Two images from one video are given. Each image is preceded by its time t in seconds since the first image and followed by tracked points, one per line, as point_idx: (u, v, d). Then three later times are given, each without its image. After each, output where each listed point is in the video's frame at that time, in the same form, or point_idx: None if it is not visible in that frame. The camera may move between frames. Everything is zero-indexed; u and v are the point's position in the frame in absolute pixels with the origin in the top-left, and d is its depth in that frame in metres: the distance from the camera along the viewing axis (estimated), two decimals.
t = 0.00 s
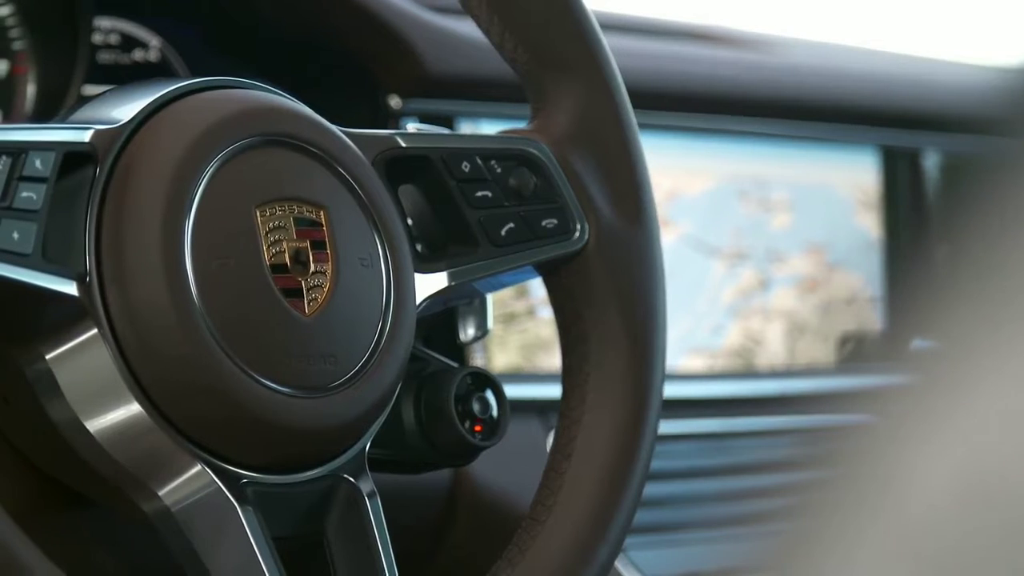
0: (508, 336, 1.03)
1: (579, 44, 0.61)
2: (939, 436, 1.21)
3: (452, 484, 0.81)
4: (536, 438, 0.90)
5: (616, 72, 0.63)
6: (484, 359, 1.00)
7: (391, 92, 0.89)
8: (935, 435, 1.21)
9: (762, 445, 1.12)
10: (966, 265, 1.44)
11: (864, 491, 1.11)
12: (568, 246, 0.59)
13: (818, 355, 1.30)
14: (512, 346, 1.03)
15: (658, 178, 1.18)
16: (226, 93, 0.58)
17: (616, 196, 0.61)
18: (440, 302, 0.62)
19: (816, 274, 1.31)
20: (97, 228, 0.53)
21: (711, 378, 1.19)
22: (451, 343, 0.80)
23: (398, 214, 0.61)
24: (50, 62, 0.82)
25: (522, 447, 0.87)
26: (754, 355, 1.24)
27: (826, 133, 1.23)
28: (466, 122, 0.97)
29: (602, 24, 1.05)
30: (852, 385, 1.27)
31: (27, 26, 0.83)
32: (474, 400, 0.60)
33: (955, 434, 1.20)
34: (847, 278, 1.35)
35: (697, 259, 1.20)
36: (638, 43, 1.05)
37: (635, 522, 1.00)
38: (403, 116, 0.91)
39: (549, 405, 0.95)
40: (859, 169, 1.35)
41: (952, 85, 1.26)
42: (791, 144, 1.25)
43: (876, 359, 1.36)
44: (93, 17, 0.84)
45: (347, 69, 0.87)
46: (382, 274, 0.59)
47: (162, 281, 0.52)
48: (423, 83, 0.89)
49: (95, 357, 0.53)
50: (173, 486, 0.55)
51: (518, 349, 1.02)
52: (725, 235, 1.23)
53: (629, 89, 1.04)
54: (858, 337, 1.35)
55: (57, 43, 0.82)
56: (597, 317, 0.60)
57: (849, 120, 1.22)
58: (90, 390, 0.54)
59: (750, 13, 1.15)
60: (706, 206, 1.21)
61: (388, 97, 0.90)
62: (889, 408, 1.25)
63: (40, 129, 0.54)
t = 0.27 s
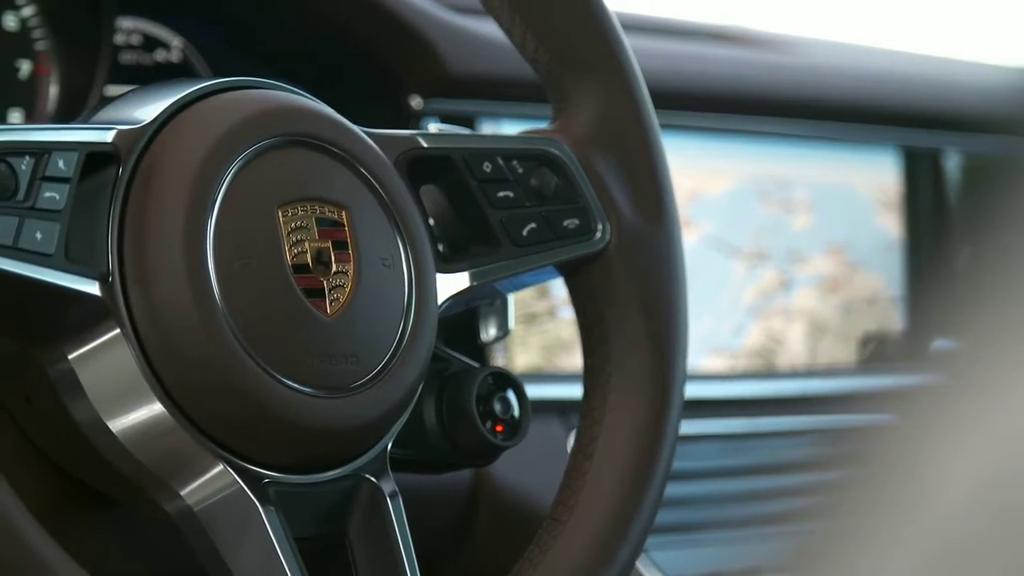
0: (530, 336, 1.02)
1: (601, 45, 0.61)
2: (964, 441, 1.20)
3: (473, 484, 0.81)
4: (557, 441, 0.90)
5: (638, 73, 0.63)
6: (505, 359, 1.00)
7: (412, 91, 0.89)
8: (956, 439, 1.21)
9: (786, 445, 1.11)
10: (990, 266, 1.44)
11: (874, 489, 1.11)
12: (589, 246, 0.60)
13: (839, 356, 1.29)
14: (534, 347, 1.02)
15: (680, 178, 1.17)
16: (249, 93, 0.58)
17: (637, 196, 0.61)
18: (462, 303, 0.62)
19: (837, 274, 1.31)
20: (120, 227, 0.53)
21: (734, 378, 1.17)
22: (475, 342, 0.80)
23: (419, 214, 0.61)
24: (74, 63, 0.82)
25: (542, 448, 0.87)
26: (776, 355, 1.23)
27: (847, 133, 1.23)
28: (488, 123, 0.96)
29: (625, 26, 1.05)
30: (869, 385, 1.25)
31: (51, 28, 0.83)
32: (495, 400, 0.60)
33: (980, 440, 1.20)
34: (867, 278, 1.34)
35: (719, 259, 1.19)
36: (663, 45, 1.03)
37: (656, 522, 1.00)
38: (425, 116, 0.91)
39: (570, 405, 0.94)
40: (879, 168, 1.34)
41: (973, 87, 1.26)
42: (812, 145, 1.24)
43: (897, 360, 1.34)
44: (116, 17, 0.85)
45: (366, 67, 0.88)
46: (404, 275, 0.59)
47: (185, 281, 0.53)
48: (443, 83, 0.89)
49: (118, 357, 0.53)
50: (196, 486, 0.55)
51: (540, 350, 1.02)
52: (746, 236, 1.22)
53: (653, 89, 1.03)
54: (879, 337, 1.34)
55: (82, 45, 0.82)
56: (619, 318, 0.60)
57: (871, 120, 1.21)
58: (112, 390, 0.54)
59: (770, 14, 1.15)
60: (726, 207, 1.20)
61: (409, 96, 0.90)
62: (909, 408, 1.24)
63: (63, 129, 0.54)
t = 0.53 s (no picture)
0: (549, 337, 1.02)
1: (621, 45, 0.61)
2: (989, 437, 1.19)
3: (494, 486, 0.81)
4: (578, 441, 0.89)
5: (658, 73, 0.63)
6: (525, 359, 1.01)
7: (432, 91, 0.89)
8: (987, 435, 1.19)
9: (804, 444, 1.12)
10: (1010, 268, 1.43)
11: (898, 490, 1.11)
12: (609, 246, 0.60)
13: (858, 355, 1.29)
14: (553, 347, 1.02)
15: (700, 179, 1.17)
16: (270, 93, 0.58)
17: (657, 196, 0.61)
18: (482, 303, 0.62)
19: (857, 275, 1.30)
20: (140, 227, 0.53)
21: (754, 379, 1.18)
22: (495, 344, 0.80)
23: (439, 214, 0.62)
24: (96, 63, 0.83)
25: (563, 448, 0.87)
26: (796, 355, 1.23)
27: (868, 133, 1.22)
28: (508, 123, 0.96)
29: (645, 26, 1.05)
30: (886, 386, 1.26)
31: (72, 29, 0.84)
32: (515, 400, 0.60)
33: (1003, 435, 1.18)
34: (887, 279, 1.34)
35: (738, 259, 1.19)
36: (683, 45, 1.03)
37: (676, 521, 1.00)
38: (444, 117, 0.91)
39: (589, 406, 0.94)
40: (899, 169, 1.33)
41: (992, 86, 1.26)
42: (832, 145, 1.24)
43: (916, 360, 1.35)
44: (137, 17, 0.86)
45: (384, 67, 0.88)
46: (423, 275, 0.59)
47: (205, 281, 0.53)
48: (463, 83, 0.89)
49: (139, 356, 0.53)
50: (215, 486, 0.55)
51: (558, 350, 1.02)
52: (765, 237, 1.22)
53: (673, 91, 1.03)
54: (898, 337, 1.34)
55: (102, 44, 0.82)
56: (638, 317, 0.61)
57: (892, 120, 1.21)
58: (132, 390, 0.54)
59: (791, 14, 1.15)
60: (746, 207, 1.20)
61: (429, 96, 0.90)
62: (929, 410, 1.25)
63: (85, 130, 0.54)
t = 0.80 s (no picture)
0: (565, 337, 1.02)
1: (639, 45, 0.61)
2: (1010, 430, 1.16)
3: (511, 485, 0.81)
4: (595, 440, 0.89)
5: (676, 73, 0.63)
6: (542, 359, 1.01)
7: (450, 91, 0.90)
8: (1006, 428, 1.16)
9: (817, 445, 1.11)
10: None
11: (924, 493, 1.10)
12: (627, 246, 0.60)
13: (877, 356, 1.30)
14: (569, 347, 1.02)
15: (717, 179, 1.17)
16: (288, 93, 0.58)
17: (674, 197, 0.61)
18: (500, 303, 0.62)
19: (874, 275, 1.31)
20: (159, 227, 0.53)
21: (772, 379, 1.18)
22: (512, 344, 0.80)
23: (457, 214, 0.61)
24: (115, 64, 0.83)
25: (580, 449, 0.87)
26: (814, 355, 1.24)
27: (886, 134, 1.22)
28: (525, 123, 0.97)
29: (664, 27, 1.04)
30: (902, 387, 1.25)
31: (90, 30, 0.84)
32: (533, 400, 0.60)
33: None
34: (904, 280, 1.34)
35: (755, 259, 1.20)
36: (700, 45, 1.03)
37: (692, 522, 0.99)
38: (462, 117, 0.91)
39: (606, 405, 0.94)
40: (916, 170, 1.33)
41: (1010, 87, 1.25)
42: (849, 147, 1.24)
43: (934, 360, 1.34)
44: (156, 18, 0.86)
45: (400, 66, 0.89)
46: (441, 276, 0.59)
47: (223, 282, 0.52)
48: (480, 83, 0.89)
49: (157, 356, 0.53)
50: (233, 486, 0.55)
51: (575, 349, 1.02)
52: (782, 237, 1.22)
53: (692, 92, 1.03)
54: (917, 338, 1.34)
55: (122, 45, 0.83)
56: (655, 317, 0.61)
57: (909, 121, 1.20)
58: (151, 390, 0.54)
59: (810, 14, 1.15)
60: (764, 208, 1.21)
61: (447, 96, 0.90)
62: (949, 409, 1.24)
63: (103, 129, 0.53)
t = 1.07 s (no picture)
0: (578, 336, 1.02)
1: (652, 46, 0.62)
2: None
3: (524, 484, 0.81)
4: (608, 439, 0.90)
5: (689, 74, 0.63)
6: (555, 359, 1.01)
7: (462, 91, 0.90)
8: None
9: (832, 446, 1.10)
10: None
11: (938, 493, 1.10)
12: (640, 246, 0.60)
13: (891, 356, 1.29)
14: (581, 345, 1.02)
15: (731, 179, 1.17)
16: (302, 93, 0.58)
17: (687, 198, 0.62)
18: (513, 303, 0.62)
19: (888, 275, 1.31)
20: (173, 227, 0.53)
21: (786, 379, 1.17)
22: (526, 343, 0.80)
23: (470, 214, 0.61)
24: (128, 64, 0.84)
25: (593, 448, 0.87)
26: (829, 354, 1.24)
27: (899, 134, 1.22)
28: (539, 124, 0.97)
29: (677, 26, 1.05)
30: (916, 388, 1.24)
31: (104, 30, 0.85)
32: (546, 400, 0.60)
33: None
34: (918, 281, 1.34)
35: (769, 259, 1.20)
36: (711, 45, 1.04)
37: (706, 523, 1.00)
38: (476, 118, 0.92)
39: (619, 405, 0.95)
40: (930, 171, 1.33)
41: None
42: (863, 147, 1.24)
43: (948, 361, 1.33)
44: (170, 19, 0.87)
45: (411, 65, 0.89)
46: (454, 277, 0.59)
47: (236, 281, 0.52)
48: (492, 82, 0.89)
49: (170, 356, 0.53)
50: (247, 486, 0.55)
51: (587, 348, 1.02)
52: (797, 237, 1.22)
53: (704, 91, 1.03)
54: (931, 339, 1.34)
55: (135, 45, 0.84)
56: (669, 317, 0.61)
57: (921, 121, 1.20)
58: (164, 390, 0.54)
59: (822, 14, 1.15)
60: (778, 207, 1.21)
61: (461, 97, 0.91)
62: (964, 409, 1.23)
63: (116, 129, 0.53)
